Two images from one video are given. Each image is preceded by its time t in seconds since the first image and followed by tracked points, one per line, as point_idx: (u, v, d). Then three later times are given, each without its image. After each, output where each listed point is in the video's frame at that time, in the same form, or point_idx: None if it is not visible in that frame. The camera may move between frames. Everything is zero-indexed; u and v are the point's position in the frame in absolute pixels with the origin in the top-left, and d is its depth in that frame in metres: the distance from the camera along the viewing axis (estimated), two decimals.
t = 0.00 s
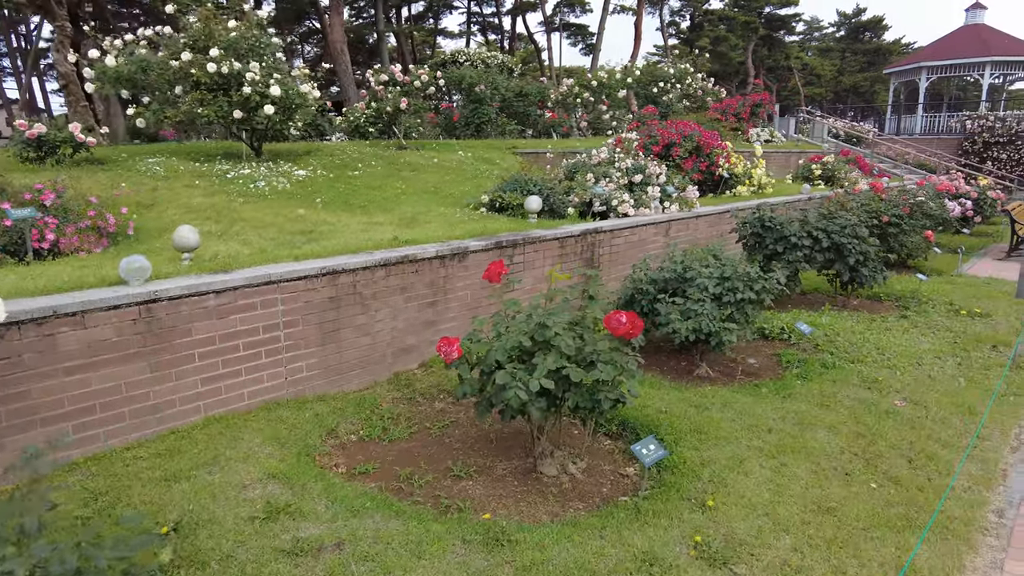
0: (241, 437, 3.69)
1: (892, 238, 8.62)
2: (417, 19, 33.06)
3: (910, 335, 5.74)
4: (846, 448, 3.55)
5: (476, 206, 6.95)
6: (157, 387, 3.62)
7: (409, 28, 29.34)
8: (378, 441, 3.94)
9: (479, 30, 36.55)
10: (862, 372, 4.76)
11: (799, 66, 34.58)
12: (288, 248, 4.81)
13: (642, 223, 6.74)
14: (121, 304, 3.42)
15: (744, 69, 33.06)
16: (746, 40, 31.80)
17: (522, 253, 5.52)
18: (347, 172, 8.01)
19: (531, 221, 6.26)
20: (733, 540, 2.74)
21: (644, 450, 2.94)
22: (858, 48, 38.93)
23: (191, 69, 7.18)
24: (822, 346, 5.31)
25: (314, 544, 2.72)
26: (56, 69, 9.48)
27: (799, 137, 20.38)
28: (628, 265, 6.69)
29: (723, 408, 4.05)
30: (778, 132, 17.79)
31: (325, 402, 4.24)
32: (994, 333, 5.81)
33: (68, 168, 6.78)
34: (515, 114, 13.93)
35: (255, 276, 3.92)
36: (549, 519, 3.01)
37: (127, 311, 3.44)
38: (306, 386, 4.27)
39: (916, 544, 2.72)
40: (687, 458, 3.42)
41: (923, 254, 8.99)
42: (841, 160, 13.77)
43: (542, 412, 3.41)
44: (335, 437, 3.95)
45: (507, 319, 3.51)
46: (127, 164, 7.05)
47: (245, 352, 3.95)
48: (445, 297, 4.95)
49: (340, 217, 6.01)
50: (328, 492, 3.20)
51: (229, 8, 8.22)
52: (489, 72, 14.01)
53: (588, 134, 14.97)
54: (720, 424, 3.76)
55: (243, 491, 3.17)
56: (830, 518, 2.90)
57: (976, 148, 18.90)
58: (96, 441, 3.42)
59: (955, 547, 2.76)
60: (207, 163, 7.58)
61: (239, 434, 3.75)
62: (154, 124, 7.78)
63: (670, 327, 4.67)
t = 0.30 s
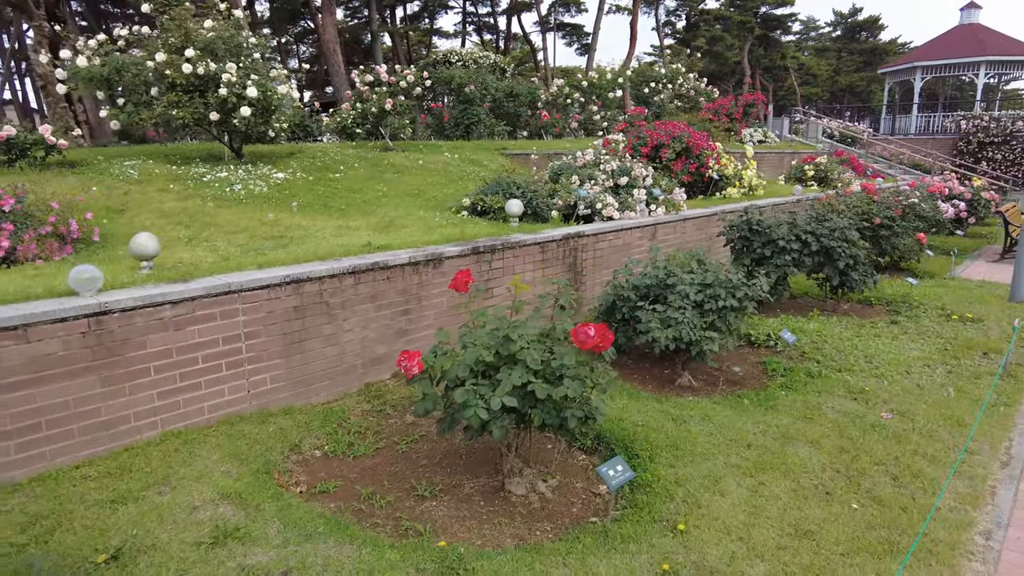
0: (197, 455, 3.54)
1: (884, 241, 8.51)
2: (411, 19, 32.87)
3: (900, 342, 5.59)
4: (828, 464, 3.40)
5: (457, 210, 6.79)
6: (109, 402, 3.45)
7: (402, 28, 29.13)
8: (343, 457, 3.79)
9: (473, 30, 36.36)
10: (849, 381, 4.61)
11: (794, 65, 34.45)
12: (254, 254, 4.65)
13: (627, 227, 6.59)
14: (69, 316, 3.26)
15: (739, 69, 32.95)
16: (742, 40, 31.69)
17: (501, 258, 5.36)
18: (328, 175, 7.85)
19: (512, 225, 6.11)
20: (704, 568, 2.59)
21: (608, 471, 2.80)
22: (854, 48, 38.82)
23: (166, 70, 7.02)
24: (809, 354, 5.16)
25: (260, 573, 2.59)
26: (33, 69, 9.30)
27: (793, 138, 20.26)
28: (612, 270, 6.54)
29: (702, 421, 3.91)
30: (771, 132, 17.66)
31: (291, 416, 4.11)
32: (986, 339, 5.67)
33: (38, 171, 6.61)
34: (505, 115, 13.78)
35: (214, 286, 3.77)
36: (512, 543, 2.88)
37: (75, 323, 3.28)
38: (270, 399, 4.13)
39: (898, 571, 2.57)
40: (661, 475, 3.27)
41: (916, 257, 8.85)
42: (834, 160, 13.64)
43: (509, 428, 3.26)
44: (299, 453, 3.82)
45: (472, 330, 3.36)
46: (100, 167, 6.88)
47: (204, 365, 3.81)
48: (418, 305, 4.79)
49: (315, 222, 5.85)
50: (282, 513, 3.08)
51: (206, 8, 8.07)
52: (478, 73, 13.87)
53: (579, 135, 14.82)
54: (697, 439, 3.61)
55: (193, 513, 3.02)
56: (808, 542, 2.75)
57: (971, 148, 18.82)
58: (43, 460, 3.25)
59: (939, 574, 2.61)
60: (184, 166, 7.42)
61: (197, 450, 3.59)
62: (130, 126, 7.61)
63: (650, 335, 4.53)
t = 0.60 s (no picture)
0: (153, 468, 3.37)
1: (879, 241, 8.36)
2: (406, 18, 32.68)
3: (894, 346, 5.42)
4: (814, 478, 3.23)
5: (440, 210, 6.61)
6: (59, 413, 3.28)
7: (397, 27, 28.92)
8: (308, 470, 3.63)
9: (470, 29, 36.17)
10: (840, 387, 4.44)
11: (791, 64, 34.28)
12: (222, 257, 4.48)
13: (614, 228, 6.42)
14: (13, 323, 3.09)
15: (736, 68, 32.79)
16: (739, 39, 31.53)
17: (482, 260, 5.19)
18: (310, 174, 7.68)
19: (495, 226, 5.94)
20: None
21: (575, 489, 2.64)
22: (852, 47, 38.67)
23: (142, 67, 6.83)
24: (799, 359, 4.99)
25: None
26: (12, 66, 9.11)
27: (788, 137, 20.12)
28: (598, 272, 6.37)
29: (684, 430, 3.74)
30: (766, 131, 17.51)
31: (256, 427, 3.94)
32: (981, 343, 5.50)
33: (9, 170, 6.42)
34: (498, 113, 13.62)
35: (172, 290, 3.59)
36: (477, 566, 2.71)
37: (20, 330, 3.10)
38: (234, 408, 3.96)
39: None
40: (637, 491, 3.10)
41: (911, 257, 8.69)
42: (830, 160, 13.48)
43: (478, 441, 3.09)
44: (262, 465, 3.65)
45: (440, 337, 3.19)
46: (74, 167, 6.70)
47: (164, 373, 3.63)
48: (393, 309, 4.62)
49: (291, 223, 5.68)
50: (236, 533, 2.91)
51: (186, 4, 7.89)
52: (469, 71, 13.73)
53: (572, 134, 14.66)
54: (678, 451, 3.45)
55: (139, 533, 2.85)
56: (790, 565, 2.59)
57: (968, 147, 18.68)
58: None
59: None
60: (161, 165, 7.24)
61: (153, 464, 3.42)
62: (106, 125, 7.43)
63: (632, 340, 4.35)
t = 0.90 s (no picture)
0: (94, 487, 3.15)
1: (874, 241, 8.17)
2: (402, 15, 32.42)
3: (888, 351, 5.21)
4: (801, 497, 3.02)
5: (421, 209, 6.38)
6: None
7: (392, 25, 28.63)
8: (264, 487, 3.42)
9: (466, 27, 35.91)
10: (831, 396, 4.23)
11: (789, 63, 34.07)
12: (182, 260, 4.26)
13: (600, 228, 6.22)
14: None
15: (733, 67, 32.59)
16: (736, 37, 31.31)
17: (459, 263, 4.97)
18: (288, 173, 7.47)
19: (476, 226, 5.72)
20: None
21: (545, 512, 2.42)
22: (850, 46, 38.46)
23: (113, 62, 6.58)
24: (789, 365, 4.79)
25: None
26: None
27: (784, 136, 19.92)
28: (583, 274, 6.16)
29: (665, 443, 3.53)
30: (761, 130, 17.32)
31: (213, 440, 3.73)
32: (979, 348, 5.30)
33: None
34: (490, 111, 13.41)
35: (119, 296, 3.37)
36: None
37: None
38: (190, 420, 3.74)
39: None
40: (610, 512, 2.89)
41: (907, 258, 8.49)
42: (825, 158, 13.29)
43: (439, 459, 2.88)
44: (216, 481, 3.43)
45: (399, 347, 2.96)
46: (42, 166, 6.47)
47: (111, 384, 3.41)
48: (363, 314, 4.41)
49: (262, 224, 5.47)
50: (175, 560, 2.72)
51: None
52: (460, 68, 13.53)
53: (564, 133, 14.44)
54: (656, 467, 3.23)
55: (67, 562, 2.66)
56: None
57: (965, 146, 18.49)
58: None
59: None
60: (134, 164, 7.00)
61: (96, 483, 3.20)
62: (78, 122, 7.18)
63: (612, 347, 4.13)
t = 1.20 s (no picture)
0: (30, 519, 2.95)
1: (869, 245, 7.97)
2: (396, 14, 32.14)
3: (882, 362, 5.01)
4: (786, 527, 2.83)
5: (400, 214, 6.16)
6: None
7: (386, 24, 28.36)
8: (218, 514, 3.20)
9: (461, 26, 35.65)
10: (820, 413, 4.04)
11: (785, 62, 33.89)
12: (139, 271, 4.05)
13: (584, 234, 6.02)
14: None
15: (730, 66, 32.39)
16: (733, 36, 31.12)
17: (435, 271, 4.76)
18: (266, 177, 7.27)
19: (455, 232, 5.51)
20: None
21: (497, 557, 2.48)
22: (847, 45, 38.28)
23: (81, 61, 6.34)
24: (777, 378, 4.59)
25: None
26: None
27: (779, 136, 19.75)
28: (567, 281, 5.96)
29: (644, 465, 3.33)
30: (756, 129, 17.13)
31: (168, 462, 3.52)
32: (975, 359, 5.11)
33: None
34: (481, 111, 13.20)
35: (62, 312, 3.17)
36: None
37: None
38: (144, 440, 3.53)
39: None
40: (581, 547, 2.69)
41: (902, 262, 8.31)
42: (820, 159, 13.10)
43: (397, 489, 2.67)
44: (167, 507, 3.22)
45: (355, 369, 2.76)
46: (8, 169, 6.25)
47: (54, 406, 3.20)
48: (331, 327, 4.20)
49: (232, 231, 5.27)
50: None
51: None
52: (450, 68, 13.34)
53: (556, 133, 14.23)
54: (632, 494, 3.04)
55: None
56: None
57: (961, 146, 18.33)
58: None
59: None
60: (105, 167, 6.78)
61: (34, 512, 2.99)
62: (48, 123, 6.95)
63: (591, 361, 3.93)
